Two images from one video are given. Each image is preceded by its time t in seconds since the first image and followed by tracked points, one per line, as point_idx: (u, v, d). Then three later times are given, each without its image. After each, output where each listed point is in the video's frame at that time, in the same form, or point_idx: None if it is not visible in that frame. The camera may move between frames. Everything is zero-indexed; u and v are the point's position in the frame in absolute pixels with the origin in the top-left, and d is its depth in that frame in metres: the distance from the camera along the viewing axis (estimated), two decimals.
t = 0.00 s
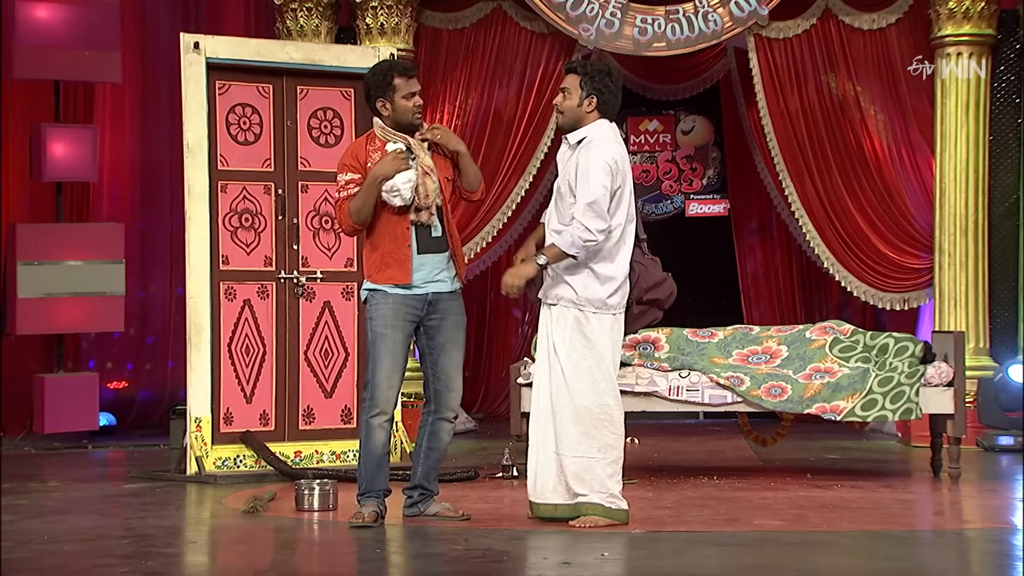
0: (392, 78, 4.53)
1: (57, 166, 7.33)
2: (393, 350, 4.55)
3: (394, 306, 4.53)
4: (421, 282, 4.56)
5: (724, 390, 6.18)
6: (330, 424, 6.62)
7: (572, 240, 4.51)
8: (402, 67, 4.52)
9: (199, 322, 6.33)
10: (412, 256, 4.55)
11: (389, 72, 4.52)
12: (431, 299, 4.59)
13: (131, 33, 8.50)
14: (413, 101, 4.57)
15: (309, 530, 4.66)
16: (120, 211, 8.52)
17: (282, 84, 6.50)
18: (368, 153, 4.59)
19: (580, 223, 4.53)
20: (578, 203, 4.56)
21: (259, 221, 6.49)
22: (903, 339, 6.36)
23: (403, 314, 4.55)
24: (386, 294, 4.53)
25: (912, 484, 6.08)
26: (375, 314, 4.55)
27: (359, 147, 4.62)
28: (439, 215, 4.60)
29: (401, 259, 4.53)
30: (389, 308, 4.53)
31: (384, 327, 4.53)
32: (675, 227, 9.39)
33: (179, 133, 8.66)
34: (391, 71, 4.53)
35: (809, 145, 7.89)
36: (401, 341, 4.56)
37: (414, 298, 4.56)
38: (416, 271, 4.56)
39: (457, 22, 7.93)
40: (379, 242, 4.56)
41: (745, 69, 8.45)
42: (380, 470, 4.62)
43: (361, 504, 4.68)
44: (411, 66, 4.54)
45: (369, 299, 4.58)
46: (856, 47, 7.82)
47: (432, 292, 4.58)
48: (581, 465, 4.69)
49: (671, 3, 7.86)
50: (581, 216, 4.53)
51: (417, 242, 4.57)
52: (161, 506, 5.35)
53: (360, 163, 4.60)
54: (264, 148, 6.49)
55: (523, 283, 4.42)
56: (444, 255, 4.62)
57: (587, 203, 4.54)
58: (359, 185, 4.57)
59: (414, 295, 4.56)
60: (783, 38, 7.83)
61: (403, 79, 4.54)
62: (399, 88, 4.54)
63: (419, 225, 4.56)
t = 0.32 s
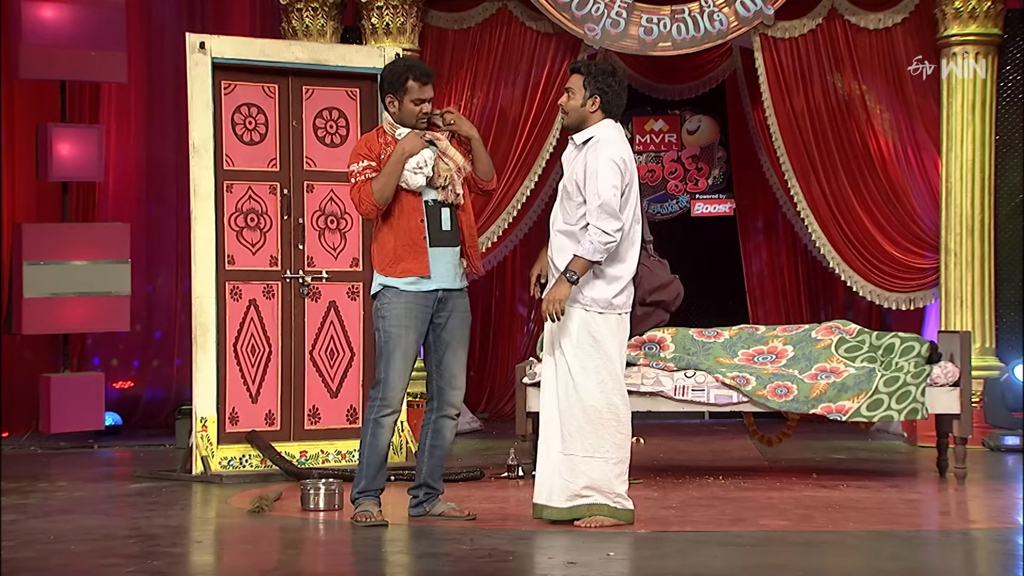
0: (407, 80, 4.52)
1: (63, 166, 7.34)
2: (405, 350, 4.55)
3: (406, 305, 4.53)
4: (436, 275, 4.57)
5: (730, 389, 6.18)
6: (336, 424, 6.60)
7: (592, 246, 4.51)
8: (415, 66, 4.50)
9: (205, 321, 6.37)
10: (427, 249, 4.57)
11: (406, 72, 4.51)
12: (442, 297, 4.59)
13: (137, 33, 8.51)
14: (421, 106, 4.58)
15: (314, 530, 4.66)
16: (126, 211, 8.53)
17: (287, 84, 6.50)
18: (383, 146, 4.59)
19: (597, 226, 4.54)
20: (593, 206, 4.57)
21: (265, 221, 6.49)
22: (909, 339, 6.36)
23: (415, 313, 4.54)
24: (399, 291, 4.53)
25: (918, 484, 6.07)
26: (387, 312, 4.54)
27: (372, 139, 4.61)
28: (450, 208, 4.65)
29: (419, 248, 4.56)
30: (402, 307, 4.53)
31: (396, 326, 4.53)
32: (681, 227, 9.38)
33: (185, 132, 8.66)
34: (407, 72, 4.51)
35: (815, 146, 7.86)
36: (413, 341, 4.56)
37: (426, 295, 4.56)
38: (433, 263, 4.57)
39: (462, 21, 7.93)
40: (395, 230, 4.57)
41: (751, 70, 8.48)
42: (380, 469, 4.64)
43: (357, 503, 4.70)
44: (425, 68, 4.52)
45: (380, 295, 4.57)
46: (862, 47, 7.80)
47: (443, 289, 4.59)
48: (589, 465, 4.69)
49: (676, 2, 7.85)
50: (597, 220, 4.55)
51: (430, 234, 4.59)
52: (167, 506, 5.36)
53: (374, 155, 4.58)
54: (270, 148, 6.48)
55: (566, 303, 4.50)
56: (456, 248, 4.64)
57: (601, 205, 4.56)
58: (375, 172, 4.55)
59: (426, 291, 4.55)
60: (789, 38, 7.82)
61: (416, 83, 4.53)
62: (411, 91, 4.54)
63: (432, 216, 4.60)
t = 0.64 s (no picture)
0: (414, 85, 4.51)
1: (64, 166, 7.34)
2: (400, 349, 4.55)
3: (400, 303, 4.53)
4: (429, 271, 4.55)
5: (731, 389, 6.18)
6: (337, 424, 6.61)
7: (599, 247, 4.52)
8: (423, 71, 4.48)
9: (206, 321, 6.35)
10: (421, 247, 4.55)
11: (416, 76, 4.49)
12: (436, 295, 4.59)
13: (138, 33, 8.51)
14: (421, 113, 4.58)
15: (315, 530, 4.65)
16: (127, 212, 8.53)
17: (289, 84, 6.50)
18: (379, 142, 4.60)
19: (601, 226, 4.54)
20: (597, 206, 4.58)
21: (266, 221, 6.49)
22: (909, 339, 6.36)
23: (409, 312, 4.54)
24: (394, 289, 4.52)
25: (919, 484, 6.07)
26: (382, 311, 4.54)
27: (369, 135, 4.62)
28: (441, 206, 4.64)
29: (412, 245, 4.54)
30: (397, 306, 4.53)
31: (392, 326, 4.53)
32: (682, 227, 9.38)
33: (186, 132, 8.67)
34: (415, 77, 4.49)
35: (816, 146, 7.86)
36: (408, 340, 4.56)
37: (420, 293, 4.55)
38: (426, 260, 4.55)
39: (463, 21, 7.93)
40: (389, 227, 4.56)
41: (752, 70, 8.47)
42: (379, 470, 4.64)
43: (356, 504, 4.70)
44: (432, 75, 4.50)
45: (375, 294, 4.56)
46: (863, 46, 7.80)
47: (438, 287, 4.58)
48: (592, 465, 4.69)
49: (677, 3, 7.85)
50: (601, 220, 4.55)
51: (424, 232, 4.57)
52: (168, 506, 5.35)
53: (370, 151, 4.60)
54: (270, 148, 6.49)
55: (577, 308, 4.54)
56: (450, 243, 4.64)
57: (606, 205, 4.56)
58: (370, 167, 4.55)
59: (420, 288, 4.54)
60: (790, 38, 7.82)
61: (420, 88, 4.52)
62: (415, 95, 4.53)
63: (425, 215, 4.59)
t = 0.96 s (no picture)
0: (431, 99, 4.49)
1: (65, 165, 7.34)
2: (397, 348, 4.55)
3: (397, 302, 4.52)
4: (420, 267, 4.56)
5: (731, 389, 6.19)
6: (337, 424, 6.61)
7: (607, 247, 4.52)
8: (443, 92, 4.49)
9: (206, 321, 6.34)
10: (413, 246, 4.55)
11: (436, 90, 4.49)
12: (432, 294, 4.59)
13: (138, 33, 8.51)
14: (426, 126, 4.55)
15: (315, 530, 4.65)
16: (127, 212, 8.53)
17: (289, 84, 6.50)
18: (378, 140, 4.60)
19: (608, 226, 4.55)
20: (603, 206, 4.58)
21: (266, 221, 6.49)
22: (909, 339, 6.37)
23: (405, 312, 4.54)
24: (389, 288, 4.52)
25: (919, 484, 6.07)
26: (378, 311, 4.53)
27: (370, 132, 4.63)
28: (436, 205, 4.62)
29: (403, 244, 4.53)
30: (393, 305, 4.52)
31: (389, 326, 4.52)
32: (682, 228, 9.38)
33: (186, 132, 8.68)
34: (435, 92, 4.49)
35: (817, 146, 7.85)
36: (405, 339, 4.56)
37: (416, 292, 4.55)
38: (417, 260, 4.56)
39: (464, 21, 7.93)
40: (382, 226, 4.55)
41: (752, 69, 8.48)
42: (378, 469, 4.64)
43: (356, 505, 4.70)
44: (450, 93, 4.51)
45: (371, 294, 4.55)
46: (864, 46, 7.81)
47: (433, 286, 4.59)
48: (593, 465, 4.69)
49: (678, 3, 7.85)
50: (608, 219, 4.56)
51: (419, 228, 4.58)
52: (168, 506, 5.35)
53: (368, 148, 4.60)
54: (270, 148, 6.49)
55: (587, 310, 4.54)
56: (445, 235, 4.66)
57: (612, 205, 4.56)
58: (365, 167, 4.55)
59: (414, 284, 4.55)
60: (790, 38, 7.82)
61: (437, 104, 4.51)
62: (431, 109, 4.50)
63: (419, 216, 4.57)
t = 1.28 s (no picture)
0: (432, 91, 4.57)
1: (64, 166, 7.33)
2: (399, 348, 4.55)
3: (399, 302, 4.52)
4: (418, 268, 4.54)
5: (732, 389, 6.18)
6: (336, 424, 6.61)
7: (614, 245, 4.51)
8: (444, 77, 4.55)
9: (206, 321, 6.34)
10: (413, 246, 4.53)
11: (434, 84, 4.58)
12: (435, 294, 4.58)
13: (139, 33, 8.51)
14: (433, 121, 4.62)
15: (315, 530, 4.65)
16: (127, 212, 8.53)
17: (289, 84, 6.50)
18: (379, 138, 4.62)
19: (614, 224, 4.55)
20: (609, 204, 4.58)
21: (266, 221, 6.49)
22: (909, 339, 6.37)
23: (408, 311, 4.54)
24: (391, 288, 4.52)
25: (919, 484, 6.07)
26: (381, 311, 4.53)
27: (370, 130, 4.65)
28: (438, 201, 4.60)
29: (403, 244, 4.52)
30: (396, 305, 4.52)
31: (391, 325, 4.52)
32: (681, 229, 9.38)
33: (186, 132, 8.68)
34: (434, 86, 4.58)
35: (817, 146, 7.86)
36: (407, 340, 4.56)
37: (418, 292, 4.55)
38: (416, 259, 4.54)
39: (464, 21, 7.93)
40: (383, 224, 4.55)
41: (752, 70, 8.48)
42: (379, 469, 4.64)
43: (356, 504, 4.70)
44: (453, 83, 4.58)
45: (372, 294, 4.56)
46: (863, 46, 7.81)
47: (436, 286, 4.58)
48: (596, 464, 4.68)
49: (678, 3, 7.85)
50: (614, 217, 4.56)
51: (419, 228, 4.56)
52: (169, 506, 5.34)
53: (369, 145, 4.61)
54: (271, 148, 6.49)
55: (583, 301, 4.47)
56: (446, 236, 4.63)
57: (620, 205, 4.57)
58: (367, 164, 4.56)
59: (417, 284, 4.54)
60: (790, 38, 7.82)
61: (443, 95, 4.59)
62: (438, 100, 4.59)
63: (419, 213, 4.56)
